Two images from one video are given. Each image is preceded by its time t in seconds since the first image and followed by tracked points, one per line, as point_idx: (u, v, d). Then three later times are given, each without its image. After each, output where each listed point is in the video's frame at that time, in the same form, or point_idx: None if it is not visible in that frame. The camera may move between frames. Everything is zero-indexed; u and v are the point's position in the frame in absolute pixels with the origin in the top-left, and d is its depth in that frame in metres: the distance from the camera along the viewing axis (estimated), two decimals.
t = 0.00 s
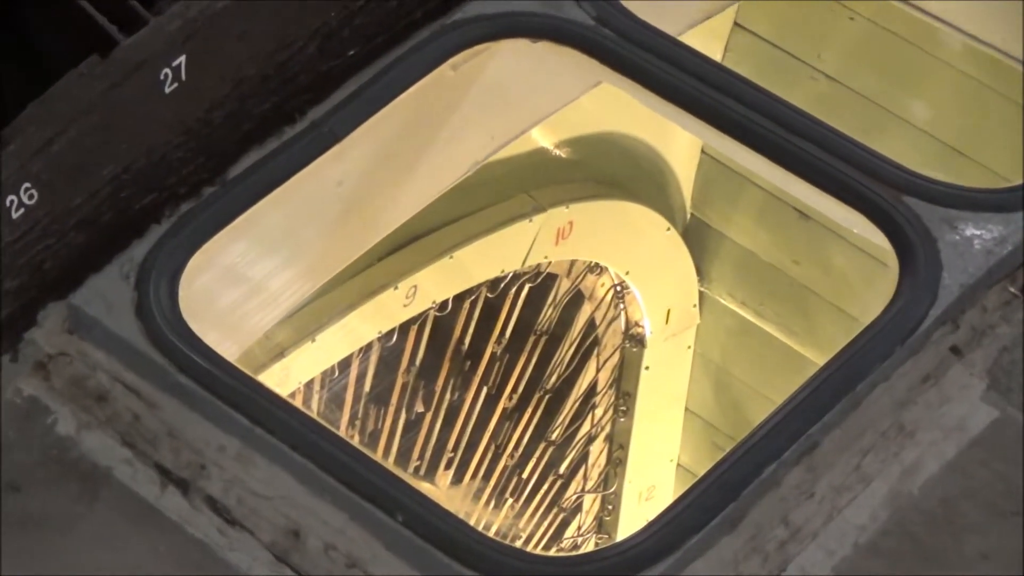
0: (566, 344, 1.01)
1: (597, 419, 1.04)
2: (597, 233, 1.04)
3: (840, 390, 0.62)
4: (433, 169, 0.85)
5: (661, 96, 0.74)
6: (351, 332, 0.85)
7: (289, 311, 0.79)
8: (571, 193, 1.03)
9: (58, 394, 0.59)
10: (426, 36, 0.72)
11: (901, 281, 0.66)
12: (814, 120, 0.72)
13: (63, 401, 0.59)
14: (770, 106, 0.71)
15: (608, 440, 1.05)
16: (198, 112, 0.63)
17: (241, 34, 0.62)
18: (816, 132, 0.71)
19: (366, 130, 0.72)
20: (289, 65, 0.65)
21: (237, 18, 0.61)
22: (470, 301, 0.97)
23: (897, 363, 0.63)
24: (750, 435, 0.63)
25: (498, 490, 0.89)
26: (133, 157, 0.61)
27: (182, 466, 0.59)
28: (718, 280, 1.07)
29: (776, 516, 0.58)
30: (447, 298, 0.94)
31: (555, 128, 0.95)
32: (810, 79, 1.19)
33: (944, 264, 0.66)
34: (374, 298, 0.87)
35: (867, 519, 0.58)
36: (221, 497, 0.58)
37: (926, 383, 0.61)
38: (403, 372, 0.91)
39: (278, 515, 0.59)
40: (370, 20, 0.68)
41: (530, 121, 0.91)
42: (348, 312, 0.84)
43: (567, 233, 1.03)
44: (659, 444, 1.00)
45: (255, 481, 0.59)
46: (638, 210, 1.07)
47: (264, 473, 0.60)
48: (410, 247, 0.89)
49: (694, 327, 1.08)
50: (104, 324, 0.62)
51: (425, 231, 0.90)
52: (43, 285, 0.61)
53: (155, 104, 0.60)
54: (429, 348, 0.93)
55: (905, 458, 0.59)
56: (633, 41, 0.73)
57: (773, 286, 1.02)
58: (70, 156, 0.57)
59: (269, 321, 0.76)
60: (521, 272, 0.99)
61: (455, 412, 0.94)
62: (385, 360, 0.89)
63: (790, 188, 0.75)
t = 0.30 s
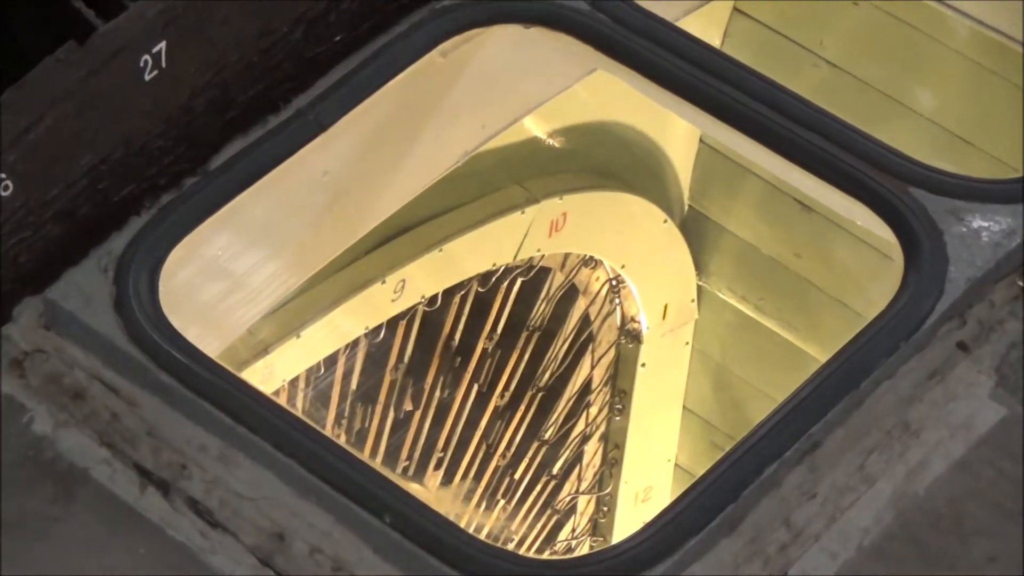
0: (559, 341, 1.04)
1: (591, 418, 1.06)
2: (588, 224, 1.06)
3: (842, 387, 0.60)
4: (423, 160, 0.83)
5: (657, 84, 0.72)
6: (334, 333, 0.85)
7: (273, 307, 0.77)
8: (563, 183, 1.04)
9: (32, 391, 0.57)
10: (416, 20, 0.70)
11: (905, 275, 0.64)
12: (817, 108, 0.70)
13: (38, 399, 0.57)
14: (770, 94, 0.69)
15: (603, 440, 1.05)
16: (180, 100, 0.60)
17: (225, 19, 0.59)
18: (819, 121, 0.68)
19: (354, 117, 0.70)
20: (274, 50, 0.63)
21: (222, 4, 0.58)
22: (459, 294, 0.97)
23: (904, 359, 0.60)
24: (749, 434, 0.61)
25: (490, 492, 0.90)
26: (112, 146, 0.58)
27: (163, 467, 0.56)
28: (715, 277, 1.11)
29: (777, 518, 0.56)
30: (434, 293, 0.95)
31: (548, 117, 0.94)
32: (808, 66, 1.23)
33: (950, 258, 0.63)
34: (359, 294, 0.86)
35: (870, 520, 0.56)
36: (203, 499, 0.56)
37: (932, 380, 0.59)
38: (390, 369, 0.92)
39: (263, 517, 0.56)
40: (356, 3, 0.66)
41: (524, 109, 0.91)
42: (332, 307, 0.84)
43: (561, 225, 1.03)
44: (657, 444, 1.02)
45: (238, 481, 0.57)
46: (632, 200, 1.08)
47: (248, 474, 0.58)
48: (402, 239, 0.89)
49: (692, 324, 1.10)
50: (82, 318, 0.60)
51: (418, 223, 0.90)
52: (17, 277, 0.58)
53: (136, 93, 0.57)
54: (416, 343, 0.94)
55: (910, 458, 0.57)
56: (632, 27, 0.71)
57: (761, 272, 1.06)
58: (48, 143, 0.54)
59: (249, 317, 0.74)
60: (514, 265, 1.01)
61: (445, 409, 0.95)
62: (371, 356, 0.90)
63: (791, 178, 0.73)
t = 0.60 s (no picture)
0: (557, 338, 1.02)
1: (590, 418, 1.05)
2: (587, 219, 1.04)
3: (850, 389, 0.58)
4: (417, 150, 0.83)
5: (658, 72, 0.70)
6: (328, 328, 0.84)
7: (259, 302, 0.77)
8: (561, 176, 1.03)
9: (11, 391, 0.55)
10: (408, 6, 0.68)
11: (916, 270, 0.62)
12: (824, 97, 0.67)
13: (17, 399, 0.54)
14: (774, 81, 0.67)
15: (602, 440, 1.04)
16: (163, 88, 0.58)
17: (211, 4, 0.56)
18: (827, 110, 0.66)
19: (345, 106, 0.68)
20: (261, 37, 0.61)
21: None
22: (452, 291, 0.96)
23: (914, 359, 0.58)
24: (754, 436, 0.59)
25: (485, 496, 0.88)
26: (94, 136, 0.56)
27: (146, 469, 0.54)
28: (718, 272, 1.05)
29: (783, 522, 0.54)
30: (428, 289, 0.94)
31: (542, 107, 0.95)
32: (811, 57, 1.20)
33: (964, 253, 0.60)
34: (347, 292, 0.86)
35: (879, 524, 0.54)
36: (189, 502, 0.54)
37: (945, 378, 0.57)
38: (382, 366, 0.91)
39: (249, 520, 0.54)
40: None
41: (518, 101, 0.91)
42: (323, 301, 0.83)
43: (558, 218, 1.03)
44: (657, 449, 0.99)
45: (224, 484, 0.55)
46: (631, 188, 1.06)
47: (234, 476, 0.55)
48: (394, 232, 0.89)
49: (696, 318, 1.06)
50: (62, 316, 0.57)
51: (407, 217, 0.89)
52: None
53: (118, 81, 0.55)
54: (410, 341, 0.93)
55: (921, 460, 0.55)
56: (634, 15, 0.68)
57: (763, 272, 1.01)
58: (27, 134, 0.51)
59: (234, 314, 0.72)
60: (509, 261, 0.99)
61: (439, 410, 0.95)
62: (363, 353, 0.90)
63: (795, 169, 0.71)
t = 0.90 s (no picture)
0: (565, 335, 1.02)
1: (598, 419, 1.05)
2: (596, 211, 1.03)
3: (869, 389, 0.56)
4: (420, 144, 0.81)
5: (670, 60, 0.68)
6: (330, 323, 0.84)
7: (257, 300, 0.75)
8: (567, 168, 1.03)
9: None
10: None
11: (936, 264, 0.59)
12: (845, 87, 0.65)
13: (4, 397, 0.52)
14: (790, 70, 0.65)
15: (610, 442, 1.05)
16: (158, 74, 0.56)
17: None
18: (848, 102, 0.64)
19: (343, 96, 0.66)
20: (259, 24, 0.58)
21: None
22: (456, 286, 0.95)
23: (935, 356, 0.55)
24: (769, 437, 0.57)
25: (491, 499, 0.86)
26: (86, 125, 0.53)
27: (139, 469, 0.52)
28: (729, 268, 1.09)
29: (799, 526, 0.52)
30: (429, 284, 0.93)
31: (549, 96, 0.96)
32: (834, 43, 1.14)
33: (986, 248, 0.57)
34: (347, 287, 0.84)
35: (900, 528, 0.51)
36: (183, 503, 0.52)
37: (965, 378, 0.54)
38: (382, 364, 0.90)
39: (245, 522, 0.52)
40: None
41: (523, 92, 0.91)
42: (321, 298, 0.81)
43: (567, 211, 1.02)
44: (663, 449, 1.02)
45: (220, 484, 0.52)
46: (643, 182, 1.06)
47: (231, 476, 0.53)
48: (393, 226, 0.88)
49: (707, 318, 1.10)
50: (52, 309, 0.55)
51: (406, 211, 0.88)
52: None
53: (112, 69, 0.52)
54: (411, 339, 0.92)
55: (941, 462, 0.52)
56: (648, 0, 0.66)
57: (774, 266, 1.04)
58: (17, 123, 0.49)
59: (230, 310, 0.71)
60: (516, 255, 0.99)
61: (442, 409, 0.92)
62: (364, 352, 0.88)
63: (811, 160, 0.69)
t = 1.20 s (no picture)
0: (569, 333, 1.02)
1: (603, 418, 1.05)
2: (600, 203, 1.00)
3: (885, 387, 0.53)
4: (416, 134, 0.79)
5: (679, 46, 0.66)
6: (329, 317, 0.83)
7: (249, 295, 0.73)
8: (573, 158, 0.99)
9: None
10: None
11: (954, 259, 0.57)
12: (857, 76, 0.63)
13: None
14: (802, 57, 0.62)
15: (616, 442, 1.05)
16: (145, 62, 0.54)
17: None
18: (860, 89, 0.62)
19: (338, 84, 0.64)
20: (251, 10, 0.56)
21: None
22: (456, 281, 0.94)
23: (953, 355, 0.53)
24: (782, 437, 0.55)
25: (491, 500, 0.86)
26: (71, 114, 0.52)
27: (128, 471, 0.50)
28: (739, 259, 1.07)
29: (810, 531, 0.49)
30: (428, 278, 0.91)
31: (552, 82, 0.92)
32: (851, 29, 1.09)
33: (1005, 241, 0.55)
34: (345, 281, 0.83)
35: (916, 533, 0.49)
36: (173, 507, 0.49)
37: (984, 376, 0.51)
38: (378, 363, 0.89)
39: (235, 525, 0.49)
40: None
41: (527, 75, 0.87)
42: (316, 293, 0.80)
43: (570, 203, 0.99)
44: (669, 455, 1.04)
45: (210, 486, 0.50)
46: (650, 172, 1.02)
47: (221, 478, 0.50)
48: (390, 219, 0.84)
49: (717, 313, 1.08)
50: (37, 303, 0.52)
51: (405, 205, 0.85)
52: None
53: (98, 56, 0.51)
54: (410, 335, 0.91)
55: (959, 462, 0.50)
56: None
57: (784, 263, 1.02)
58: None
59: (223, 306, 0.69)
60: (517, 249, 0.97)
61: (441, 409, 0.93)
62: (360, 350, 0.86)
63: (824, 151, 0.67)
